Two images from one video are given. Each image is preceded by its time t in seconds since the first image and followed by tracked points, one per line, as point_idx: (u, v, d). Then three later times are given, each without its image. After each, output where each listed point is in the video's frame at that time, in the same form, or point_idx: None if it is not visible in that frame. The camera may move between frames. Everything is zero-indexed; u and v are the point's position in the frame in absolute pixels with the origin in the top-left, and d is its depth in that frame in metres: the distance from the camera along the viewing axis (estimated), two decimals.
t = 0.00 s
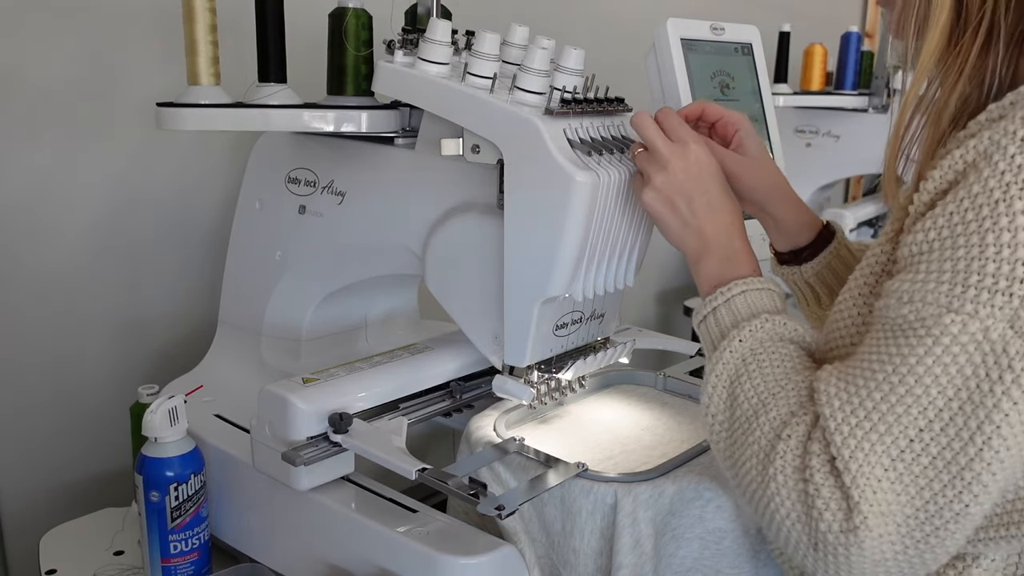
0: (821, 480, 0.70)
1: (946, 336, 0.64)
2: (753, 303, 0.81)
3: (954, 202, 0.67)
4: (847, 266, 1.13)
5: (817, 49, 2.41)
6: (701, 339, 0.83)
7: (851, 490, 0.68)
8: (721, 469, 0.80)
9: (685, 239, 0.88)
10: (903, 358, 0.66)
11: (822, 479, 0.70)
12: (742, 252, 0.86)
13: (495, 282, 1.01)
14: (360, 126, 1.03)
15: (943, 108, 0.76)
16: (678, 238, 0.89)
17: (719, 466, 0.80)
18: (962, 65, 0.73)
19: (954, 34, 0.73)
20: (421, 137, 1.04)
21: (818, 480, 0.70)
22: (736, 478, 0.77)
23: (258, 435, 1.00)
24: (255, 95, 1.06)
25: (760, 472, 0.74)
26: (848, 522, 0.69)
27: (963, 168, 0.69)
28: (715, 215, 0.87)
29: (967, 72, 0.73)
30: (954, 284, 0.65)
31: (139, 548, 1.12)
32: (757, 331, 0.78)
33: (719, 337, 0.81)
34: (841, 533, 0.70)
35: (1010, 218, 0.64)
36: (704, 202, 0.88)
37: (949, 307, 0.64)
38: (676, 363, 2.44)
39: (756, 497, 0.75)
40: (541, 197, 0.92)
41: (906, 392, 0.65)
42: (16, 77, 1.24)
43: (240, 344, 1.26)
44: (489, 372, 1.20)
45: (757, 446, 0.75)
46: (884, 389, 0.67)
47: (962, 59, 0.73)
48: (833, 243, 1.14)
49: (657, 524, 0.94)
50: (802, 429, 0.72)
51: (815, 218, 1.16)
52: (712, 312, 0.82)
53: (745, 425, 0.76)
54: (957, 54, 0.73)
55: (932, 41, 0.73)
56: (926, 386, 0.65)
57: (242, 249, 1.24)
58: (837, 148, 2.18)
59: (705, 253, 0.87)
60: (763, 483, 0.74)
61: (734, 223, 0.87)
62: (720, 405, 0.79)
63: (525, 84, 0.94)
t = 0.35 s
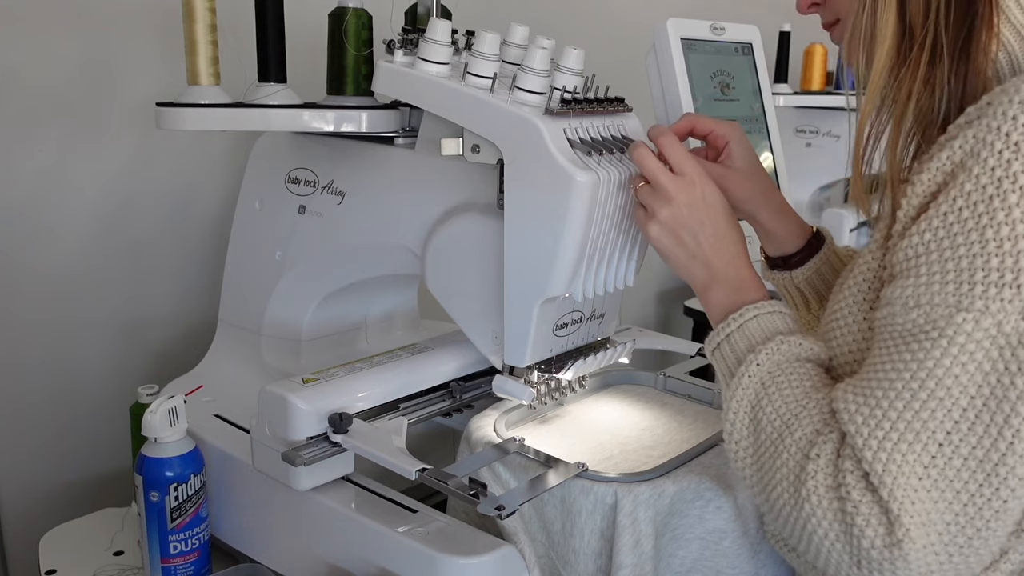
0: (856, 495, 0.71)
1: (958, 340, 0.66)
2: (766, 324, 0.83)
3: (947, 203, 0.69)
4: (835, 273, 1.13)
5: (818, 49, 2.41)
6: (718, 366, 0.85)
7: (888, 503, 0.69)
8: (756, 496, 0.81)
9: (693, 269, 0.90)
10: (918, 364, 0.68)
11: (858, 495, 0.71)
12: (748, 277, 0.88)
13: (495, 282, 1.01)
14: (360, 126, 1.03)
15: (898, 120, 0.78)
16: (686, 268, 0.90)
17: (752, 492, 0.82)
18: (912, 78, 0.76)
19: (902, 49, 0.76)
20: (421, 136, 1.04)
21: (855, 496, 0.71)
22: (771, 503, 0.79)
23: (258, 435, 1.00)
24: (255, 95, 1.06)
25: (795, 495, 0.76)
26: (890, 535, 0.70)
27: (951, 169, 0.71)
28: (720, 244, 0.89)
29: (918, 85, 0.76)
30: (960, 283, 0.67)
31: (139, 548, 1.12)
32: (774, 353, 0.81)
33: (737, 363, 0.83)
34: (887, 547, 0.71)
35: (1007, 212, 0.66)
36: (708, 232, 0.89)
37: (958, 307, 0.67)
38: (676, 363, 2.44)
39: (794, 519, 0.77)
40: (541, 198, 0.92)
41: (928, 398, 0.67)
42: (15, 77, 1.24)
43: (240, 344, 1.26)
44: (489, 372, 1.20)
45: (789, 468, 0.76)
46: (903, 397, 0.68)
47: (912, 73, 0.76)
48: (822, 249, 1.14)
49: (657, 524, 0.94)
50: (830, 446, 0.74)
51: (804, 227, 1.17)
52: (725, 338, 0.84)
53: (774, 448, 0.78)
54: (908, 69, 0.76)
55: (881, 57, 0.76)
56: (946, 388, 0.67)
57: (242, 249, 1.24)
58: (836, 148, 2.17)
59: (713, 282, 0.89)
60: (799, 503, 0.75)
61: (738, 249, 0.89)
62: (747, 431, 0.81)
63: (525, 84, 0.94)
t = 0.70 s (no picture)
0: (862, 492, 0.71)
1: (959, 335, 0.66)
2: (769, 323, 0.83)
3: (944, 200, 0.69)
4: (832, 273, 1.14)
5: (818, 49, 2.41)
6: (721, 366, 0.85)
7: (895, 500, 0.69)
8: (761, 494, 0.81)
9: (694, 270, 0.90)
10: (919, 361, 0.68)
11: (865, 492, 0.71)
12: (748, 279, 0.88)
13: (495, 282, 1.01)
14: (360, 126, 1.03)
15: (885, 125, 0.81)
16: (686, 269, 0.91)
17: (757, 490, 0.82)
18: (899, 83, 0.79)
19: (888, 56, 0.79)
20: (421, 137, 1.04)
21: (862, 492, 0.71)
22: (776, 501, 0.79)
23: (258, 435, 1.00)
24: (255, 95, 1.06)
25: (801, 492, 0.76)
26: (897, 531, 0.70)
27: (948, 166, 0.71)
28: (721, 245, 0.89)
29: (906, 89, 0.78)
30: (961, 278, 0.67)
31: (139, 548, 1.12)
32: (777, 351, 0.81)
33: (740, 361, 0.83)
34: (895, 543, 0.71)
35: (1005, 208, 0.66)
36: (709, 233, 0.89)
37: (959, 301, 0.67)
38: (676, 363, 2.44)
39: (800, 516, 0.77)
40: (541, 198, 0.92)
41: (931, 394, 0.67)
42: (15, 77, 1.24)
43: (240, 344, 1.26)
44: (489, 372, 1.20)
45: (794, 466, 0.76)
46: (905, 394, 0.68)
47: (898, 79, 0.78)
48: (821, 250, 1.14)
49: (658, 524, 0.94)
50: (836, 443, 0.74)
51: (804, 227, 1.17)
52: (728, 338, 0.84)
53: (779, 446, 0.78)
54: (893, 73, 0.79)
55: (869, 62, 0.78)
56: (949, 383, 0.67)
57: (242, 249, 1.24)
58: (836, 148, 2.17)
59: (716, 283, 0.89)
60: (805, 500, 0.75)
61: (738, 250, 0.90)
62: (751, 430, 0.81)
63: (525, 84, 0.94)
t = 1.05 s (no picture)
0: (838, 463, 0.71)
1: (947, 317, 0.66)
2: (762, 297, 0.83)
3: (945, 192, 0.70)
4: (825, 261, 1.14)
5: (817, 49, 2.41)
6: (710, 335, 0.85)
7: (869, 474, 0.69)
8: (737, 464, 0.81)
9: (688, 231, 0.89)
10: (909, 342, 0.68)
11: (842, 465, 0.71)
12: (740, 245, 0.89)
13: (495, 282, 1.01)
14: (360, 126, 1.03)
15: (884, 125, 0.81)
16: (680, 230, 0.90)
17: (733, 459, 0.81)
18: (898, 84, 0.79)
19: (887, 58, 0.79)
20: (421, 137, 1.04)
21: (839, 465, 0.71)
22: (753, 470, 0.79)
23: (258, 435, 1.00)
24: (255, 95, 1.06)
25: (778, 461, 0.76)
26: (867, 507, 0.70)
27: (950, 160, 0.72)
28: (715, 209, 0.90)
29: (905, 91, 0.78)
30: (956, 266, 0.67)
31: (139, 548, 1.12)
32: (771, 323, 0.81)
33: (729, 330, 0.83)
34: (862, 517, 0.71)
35: (1004, 200, 0.66)
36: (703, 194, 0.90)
37: (952, 289, 0.67)
38: (676, 363, 2.44)
39: (773, 485, 0.77)
40: (541, 198, 0.92)
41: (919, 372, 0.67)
42: (15, 78, 1.24)
43: (240, 344, 1.26)
44: (489, 372, 1.20)
45: (775, 435, 0.76)
46: (892, 372, 0.69)
47: (897, 80, 0.79)
48: (812, 239, 1.14)
49: (658, 524, 0.94)
50: (819, 417, 0.74)
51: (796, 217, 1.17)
52: (720, 301, 0.84)
53: (761, 415, 0.78)
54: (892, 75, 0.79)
55: (868, 65, 0.79)
56: (935, 365, 0.67)
57: (242, 249, 1.24)
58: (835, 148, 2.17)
59: (710, 243, 0.88)
60: (780, 470, 0.75)
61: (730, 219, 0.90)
62: (734, 397, 0.80)
63: (525, 84, 0.94)
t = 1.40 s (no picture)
0: (838, 463, 0.71)
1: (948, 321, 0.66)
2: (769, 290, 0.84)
3: (951, 192, 0.70)
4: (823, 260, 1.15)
5: (817, 49, 2.41)
6: (715, 330, 0.85)
7: (867, 475, 0.69)
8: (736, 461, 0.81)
9: (697, 224, 0.89)
10: (911, 344, 0.68)
11: (840, 465, 0.71)
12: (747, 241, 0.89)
13: (495, 282, 1.01)
14: (360, 126, 1.03)
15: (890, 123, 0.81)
16: (689, 223, 0.90)
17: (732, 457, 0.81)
18: (904, 82, 0.79)
19: (895, 54, 0.79)
20: (421, 137, 1.04)
21: (838, 465, 0.71)
22: (754, 468, 0.79)
23: (258, 435, 1.00)
24: (255, 95, 1.06)
25: (777, 461, 0.76)
26: (866, 508, 0.70)
27: (956, 161, 0.72)
28: (726, 205, 0.90)
29: (911, 88, 0.78)
30: (960, 268, 0.67)
31: (139, 548, 1.12)
32: (775, 320, 0.81)
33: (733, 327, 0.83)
34: (860, 519, 0.71)
35: (1010, 202, 0.66)
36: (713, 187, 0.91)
37: (956, 290, 0.67)
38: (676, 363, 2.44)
39: (773, 484, 0.77)
40: (541, 199, 0.92)
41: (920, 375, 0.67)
42: (16, 78, 1.24)
43: (240, 344, 1.26)
44: (489, 372, 1.20)
45: (775, 434, 0.76)
46: (892, 373, 0.69)
47: (905, 77, 0.79)
48: (814, 234, 1.15)
49: (658, 524, 0.94)
50: (820, 416, 0.74)
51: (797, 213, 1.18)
52: (725, 298, 0.84)
53: (762, 412, 0.78)
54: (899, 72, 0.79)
55: (875, 62, 0.79)
56: (936, 368, 0.67)
57: (242, 249, 1.24)
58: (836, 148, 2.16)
59: (719, 238, 0.88)
60: (780, 469, 0.75)
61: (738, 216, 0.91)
62: (736, 394, 0.80)
63: (525, 84, 0.94)
